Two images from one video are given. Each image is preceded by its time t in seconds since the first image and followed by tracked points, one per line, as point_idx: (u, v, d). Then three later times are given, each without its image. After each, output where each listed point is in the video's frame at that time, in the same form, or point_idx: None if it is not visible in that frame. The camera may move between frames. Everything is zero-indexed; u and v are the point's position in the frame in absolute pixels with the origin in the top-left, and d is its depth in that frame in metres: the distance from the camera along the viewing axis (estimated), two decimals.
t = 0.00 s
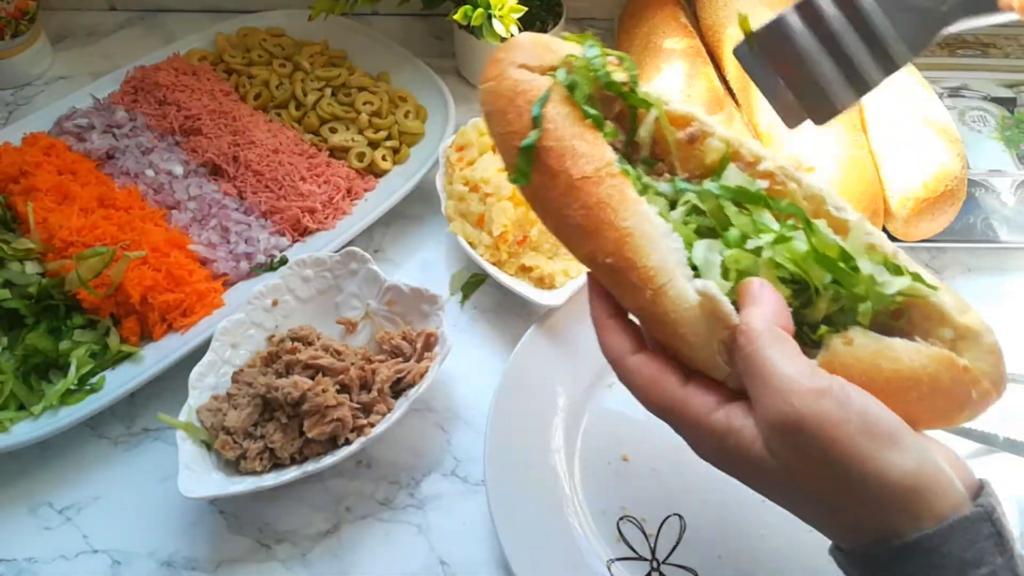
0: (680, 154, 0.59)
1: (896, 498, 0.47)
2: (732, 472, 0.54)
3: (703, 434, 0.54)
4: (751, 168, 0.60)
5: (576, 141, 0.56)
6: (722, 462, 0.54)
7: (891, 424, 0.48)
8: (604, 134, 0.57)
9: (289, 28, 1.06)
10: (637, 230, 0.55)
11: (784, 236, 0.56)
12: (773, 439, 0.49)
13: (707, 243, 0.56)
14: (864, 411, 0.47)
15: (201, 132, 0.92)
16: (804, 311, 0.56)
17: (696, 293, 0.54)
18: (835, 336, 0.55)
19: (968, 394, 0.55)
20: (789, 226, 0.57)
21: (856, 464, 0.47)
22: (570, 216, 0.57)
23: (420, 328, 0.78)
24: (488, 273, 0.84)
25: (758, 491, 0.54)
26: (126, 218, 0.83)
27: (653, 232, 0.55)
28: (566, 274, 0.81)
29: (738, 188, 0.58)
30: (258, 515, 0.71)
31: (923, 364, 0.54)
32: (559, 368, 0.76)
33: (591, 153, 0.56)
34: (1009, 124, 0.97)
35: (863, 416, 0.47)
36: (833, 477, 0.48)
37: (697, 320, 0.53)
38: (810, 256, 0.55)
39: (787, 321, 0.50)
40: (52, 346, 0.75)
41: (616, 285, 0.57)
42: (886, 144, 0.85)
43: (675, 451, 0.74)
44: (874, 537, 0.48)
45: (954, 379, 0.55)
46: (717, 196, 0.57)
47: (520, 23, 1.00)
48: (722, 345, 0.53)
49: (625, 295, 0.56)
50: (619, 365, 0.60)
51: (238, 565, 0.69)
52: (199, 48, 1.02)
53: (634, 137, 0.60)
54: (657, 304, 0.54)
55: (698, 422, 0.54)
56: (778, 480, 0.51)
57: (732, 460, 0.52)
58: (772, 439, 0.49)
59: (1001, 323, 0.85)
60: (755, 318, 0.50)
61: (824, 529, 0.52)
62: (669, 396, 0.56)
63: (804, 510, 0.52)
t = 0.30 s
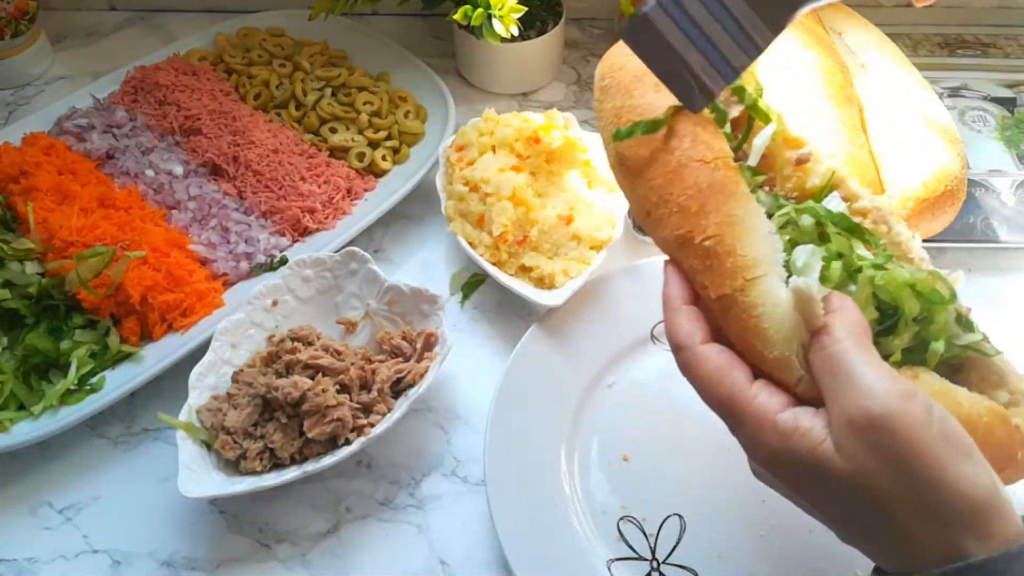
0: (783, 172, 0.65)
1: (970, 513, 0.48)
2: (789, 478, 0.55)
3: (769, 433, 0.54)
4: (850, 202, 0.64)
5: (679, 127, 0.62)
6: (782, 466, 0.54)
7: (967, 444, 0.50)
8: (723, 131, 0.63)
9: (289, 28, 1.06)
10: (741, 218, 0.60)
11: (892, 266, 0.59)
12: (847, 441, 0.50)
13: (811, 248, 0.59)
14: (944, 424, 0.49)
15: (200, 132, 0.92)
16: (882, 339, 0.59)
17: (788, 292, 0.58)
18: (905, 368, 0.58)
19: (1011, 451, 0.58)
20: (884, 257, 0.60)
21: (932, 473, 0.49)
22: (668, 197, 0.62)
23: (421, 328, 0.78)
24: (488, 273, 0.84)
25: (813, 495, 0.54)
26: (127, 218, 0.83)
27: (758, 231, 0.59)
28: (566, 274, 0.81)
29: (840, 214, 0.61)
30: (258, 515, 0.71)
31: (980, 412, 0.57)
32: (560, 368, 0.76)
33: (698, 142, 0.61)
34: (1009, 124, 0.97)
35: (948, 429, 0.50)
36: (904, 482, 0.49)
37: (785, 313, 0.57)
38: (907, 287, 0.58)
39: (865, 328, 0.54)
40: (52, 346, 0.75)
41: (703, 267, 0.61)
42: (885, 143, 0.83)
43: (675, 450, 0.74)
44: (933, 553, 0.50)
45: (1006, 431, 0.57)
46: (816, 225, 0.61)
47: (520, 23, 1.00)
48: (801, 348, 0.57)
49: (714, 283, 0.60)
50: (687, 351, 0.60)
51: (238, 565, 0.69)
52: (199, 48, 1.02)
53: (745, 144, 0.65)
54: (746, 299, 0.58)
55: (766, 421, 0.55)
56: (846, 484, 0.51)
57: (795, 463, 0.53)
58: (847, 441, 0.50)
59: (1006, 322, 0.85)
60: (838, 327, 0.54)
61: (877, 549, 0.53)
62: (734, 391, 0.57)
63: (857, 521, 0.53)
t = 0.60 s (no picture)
0: (740, 175, 0.61)
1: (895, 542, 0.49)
2: (735, 494, 0.57)
3: (711, 454, 0.56)
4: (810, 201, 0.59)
5: (615, 139, 0.61)
6: (726, 484, 0.56)
7: (893, 472, 0.49)
8: (669, 142, 0.61)
9: (289, 28, 1.06)
10: (676, 243, 0.57)
11: (839, 280, 0.56)
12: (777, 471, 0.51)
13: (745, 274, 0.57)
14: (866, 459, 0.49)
15: (201, 132, 0.92)
16: (834, 354, 0.56)
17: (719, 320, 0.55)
18: (860, 383, 0.55)
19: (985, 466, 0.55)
20: (840, 267, 0.57)
21: (854, 506, 0.49)
22: (614, 220, 0.61)
23: (421, 328, 0.78)
24: (488, 273, 0.84)
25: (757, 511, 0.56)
26: (127, 218, 0.83)
27: (690, 253, 0.57)
28: (566, 274, 0.81)
29: (794, 223, 0.58)
30: (258, 515, 0.71)
31: (942, 426, 0.54)
32: (561, 368, 0.76)
33: (638, 162, 0.59)
34: (1010, 124, 0.97)
35: (872, 461, 0.49)
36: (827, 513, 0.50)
37: (718, 342, 0.55)
38: (855, 302, 0.54)
39: (802, 354, 0.52)
40: (52, 346, 0.75)
41: (647, 293, 0.59)
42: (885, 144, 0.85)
43: (676, 450, 0.74)
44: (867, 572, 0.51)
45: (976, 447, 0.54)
46: (770, 234, 0.58)
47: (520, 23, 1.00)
48: (738, 372, 0.55)
49: (654, 306, 0.59)
50: (639, 370, 0.61)
51: (238, 565, 0.69)
52: (199, 48, 1.02)
53: (700, 151, 0.63)
54: (682, 325, 0.56)
55: (706, 442, 0.56)
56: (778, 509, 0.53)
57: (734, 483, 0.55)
58: (776, 471, 0.51)
59: (1005, 321, 0.85)
60: (769, 352, 0.51)
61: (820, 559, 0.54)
62: (680, 411, 0.58)
63: (797, 536, 0.54)
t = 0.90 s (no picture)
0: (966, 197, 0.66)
1: None
2: (875, 456, 0.56)
3: (866, 406, 0.56)
4: None
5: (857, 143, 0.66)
6: (869, 441, 0.55)
7: None
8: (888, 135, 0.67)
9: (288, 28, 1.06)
10: (900, 212, 0.62)
11: None
12: (939, 428, 0.50)
13: (956, 260, 0.59)
14: None
15: (201, 132, 0.92)
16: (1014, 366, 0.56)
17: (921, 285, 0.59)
18: None
19: None
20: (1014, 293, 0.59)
21: (1014, 478, 0.47)
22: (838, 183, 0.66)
23: (421, 328, 0.78)
24: (488, 273, 0.84)
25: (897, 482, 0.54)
26: (127, 218, 0.83)
27: (905, 224, 0.62)
28: (566, 274, 0.80)
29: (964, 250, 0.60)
30: (258, 515, 0.71)
31: None
32: (561, 368, 0.76)
33: (872, 160, 0.65)
34: (1009, 124, 0.97)
35: None
36: (981, 477, 0.48)
37: (911, 302, 0.59)
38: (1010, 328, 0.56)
39: (989, 337, 0.53)
40: (52, 346, 0.75)
41: (849, 247, 0.64)
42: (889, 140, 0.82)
43: (675, 450, 0.74)
44: (994, 560, 0.48)
45: None
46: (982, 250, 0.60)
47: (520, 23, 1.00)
48: (921, 343, 0.58)
49: (857, 261, 0.64)
50: (812, 320, 0.63)
51: (238, 565, 0.69)
52: (199, 48, 1.02)
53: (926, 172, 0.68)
54: (875, 284, 0.62)
55: (867, 394, 0.56)
56: (924, 472, 0.51)
57: (878, 438, 0.54)
58: (938, 428, 0.50)
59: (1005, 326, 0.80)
60: (961, 324, 0.53)
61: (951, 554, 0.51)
62: (843, 364, 0.59)
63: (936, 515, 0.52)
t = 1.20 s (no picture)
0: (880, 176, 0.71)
1: (969, 499, 0.49)
2: (816, 450, 0.59)
3: (801, 402, 0.59)
4: (941, 209, 0.68)
5: (768, 127, 0.70)
6: (807, 435, 0.59)
7: (975, 434, 0.51)
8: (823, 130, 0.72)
9: (288, 28, 1.06)
10: (808, 210, 0.66)
11: (955, 273, 0.60)
12: (863, 418, 0.53)
13: (865, 246, 0.62)
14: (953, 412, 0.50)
15: (201, 132, 0.92)
16: (938, 340, 0.60)
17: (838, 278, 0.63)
18: (961, 369, 0.60)
19: None
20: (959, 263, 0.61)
21: (933, 455, 0.50)
22: (753, 186, 0.70)
23: (421, 328, 0.78)
24: (488, 273, 0.84)
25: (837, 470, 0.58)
26: (127, 218, 0.83)
27: (817, 220, 0.65)
28: (566, 274, 0.80)
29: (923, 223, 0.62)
30: (259, 515, 0.71)
31: None
32: (561, 368, 0.76)
33: (788, 144, 0.69)
34: (1009, 124, 0.97)
35: (960, 418, 0.50)
36: (904, 459, 0.51)
37: (830, 296, 0.63)
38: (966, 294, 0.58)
39: (904, 319, 0.56)
40: (52, 346, 0.75)
41: (771, 250, 0.68)
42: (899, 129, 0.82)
43: (676, 450, 0.74)
44: (928, 534, 0.52)
45: None
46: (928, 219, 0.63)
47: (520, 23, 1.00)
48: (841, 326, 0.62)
49: (776, 262, 0.67)
50: (747, 327, 0.66)
51: (238, 565, 0.69)
52: (199, 48, 1.03)
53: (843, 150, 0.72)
54: (800, 281, 0.65)
55: (801, 390, 0.59)
56: (856, 459, 0.55)
57: (815, 432, 0.57)
58: (862, 418, 0.54)
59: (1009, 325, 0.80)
60: (875, 311, 0.56)
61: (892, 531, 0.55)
62: (779, 361, 0.62)
63: (874, 497, 0.55)
